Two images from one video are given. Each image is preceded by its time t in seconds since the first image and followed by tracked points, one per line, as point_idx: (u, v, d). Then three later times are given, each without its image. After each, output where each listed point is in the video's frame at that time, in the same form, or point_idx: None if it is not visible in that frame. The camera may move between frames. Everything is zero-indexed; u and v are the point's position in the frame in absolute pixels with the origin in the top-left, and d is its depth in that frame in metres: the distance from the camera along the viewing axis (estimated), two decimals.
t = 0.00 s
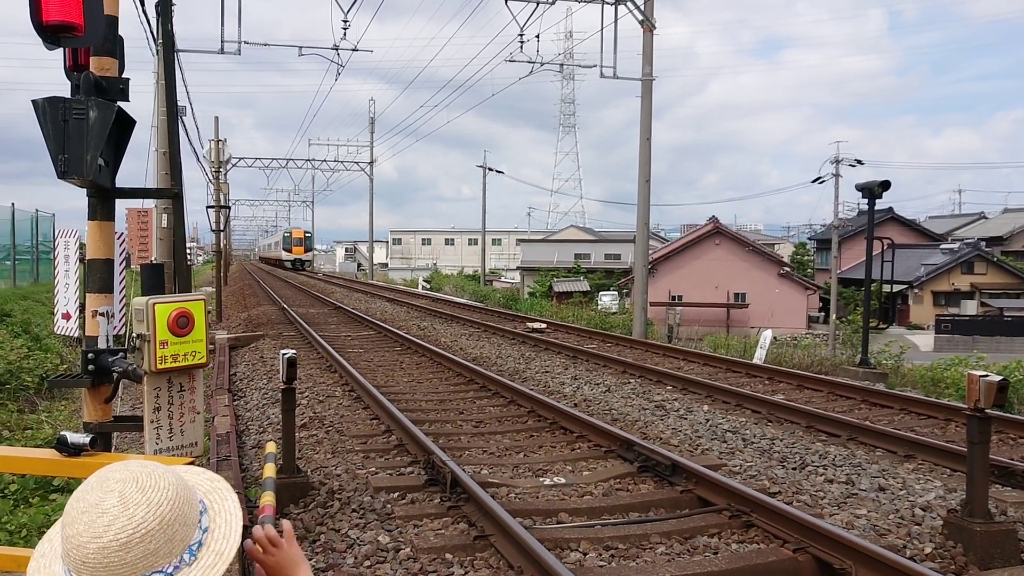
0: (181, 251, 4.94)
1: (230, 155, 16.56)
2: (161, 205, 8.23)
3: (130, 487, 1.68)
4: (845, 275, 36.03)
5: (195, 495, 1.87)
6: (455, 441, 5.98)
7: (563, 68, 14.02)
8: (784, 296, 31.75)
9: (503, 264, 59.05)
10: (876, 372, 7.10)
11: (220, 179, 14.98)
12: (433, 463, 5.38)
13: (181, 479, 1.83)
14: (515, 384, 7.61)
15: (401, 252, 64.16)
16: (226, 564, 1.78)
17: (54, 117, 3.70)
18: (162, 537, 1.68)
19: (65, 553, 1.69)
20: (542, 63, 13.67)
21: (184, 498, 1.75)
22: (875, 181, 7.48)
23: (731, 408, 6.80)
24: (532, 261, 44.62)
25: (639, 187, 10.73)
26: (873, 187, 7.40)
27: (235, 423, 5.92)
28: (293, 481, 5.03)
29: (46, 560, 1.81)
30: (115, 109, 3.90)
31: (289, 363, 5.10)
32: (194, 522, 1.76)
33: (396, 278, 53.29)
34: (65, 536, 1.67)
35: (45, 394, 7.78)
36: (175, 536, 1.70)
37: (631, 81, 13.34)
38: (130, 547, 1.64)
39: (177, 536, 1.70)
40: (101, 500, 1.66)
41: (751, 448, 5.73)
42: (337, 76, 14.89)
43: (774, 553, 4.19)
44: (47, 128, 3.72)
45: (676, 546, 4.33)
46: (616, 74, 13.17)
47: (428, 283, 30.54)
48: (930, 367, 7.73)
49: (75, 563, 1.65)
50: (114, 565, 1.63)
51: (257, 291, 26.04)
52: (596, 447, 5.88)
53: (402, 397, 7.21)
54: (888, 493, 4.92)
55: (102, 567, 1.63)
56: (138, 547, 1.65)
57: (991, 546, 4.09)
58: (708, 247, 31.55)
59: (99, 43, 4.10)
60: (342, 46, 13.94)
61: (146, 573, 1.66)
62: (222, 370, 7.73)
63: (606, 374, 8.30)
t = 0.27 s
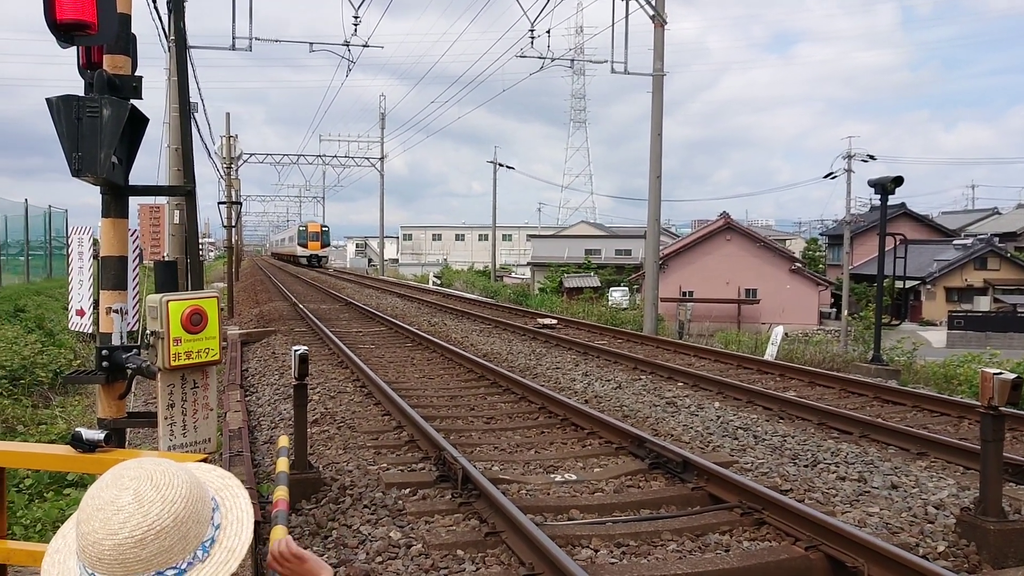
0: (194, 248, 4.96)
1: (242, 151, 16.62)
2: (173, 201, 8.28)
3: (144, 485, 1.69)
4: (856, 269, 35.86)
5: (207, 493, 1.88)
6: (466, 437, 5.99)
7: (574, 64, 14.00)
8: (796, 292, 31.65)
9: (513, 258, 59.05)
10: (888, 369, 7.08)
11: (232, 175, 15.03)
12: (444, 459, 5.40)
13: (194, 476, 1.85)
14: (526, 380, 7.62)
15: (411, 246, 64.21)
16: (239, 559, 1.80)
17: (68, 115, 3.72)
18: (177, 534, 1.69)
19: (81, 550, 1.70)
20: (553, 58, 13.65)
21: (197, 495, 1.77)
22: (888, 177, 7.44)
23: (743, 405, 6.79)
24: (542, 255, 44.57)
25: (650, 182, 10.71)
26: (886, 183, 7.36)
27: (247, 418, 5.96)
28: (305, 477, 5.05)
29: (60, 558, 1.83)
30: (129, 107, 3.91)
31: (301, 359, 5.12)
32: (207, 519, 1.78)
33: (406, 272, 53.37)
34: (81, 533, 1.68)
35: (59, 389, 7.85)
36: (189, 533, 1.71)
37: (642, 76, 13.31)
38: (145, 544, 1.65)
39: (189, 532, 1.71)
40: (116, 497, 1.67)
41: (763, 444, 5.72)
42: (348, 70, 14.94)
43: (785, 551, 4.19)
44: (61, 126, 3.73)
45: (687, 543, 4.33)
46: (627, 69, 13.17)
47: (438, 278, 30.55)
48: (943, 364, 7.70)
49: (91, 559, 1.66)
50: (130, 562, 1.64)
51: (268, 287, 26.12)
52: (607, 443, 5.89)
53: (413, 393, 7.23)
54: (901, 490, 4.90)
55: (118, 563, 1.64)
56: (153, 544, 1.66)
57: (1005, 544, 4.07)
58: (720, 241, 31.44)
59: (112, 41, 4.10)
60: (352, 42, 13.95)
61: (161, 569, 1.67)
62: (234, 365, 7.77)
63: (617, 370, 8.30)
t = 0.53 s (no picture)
0: (208, 246, 4.97)
1: (253, 150, 16.68)
2: (185, 199, 8.31)
3: (163, 476, 1.67)
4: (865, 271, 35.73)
5: (223, 487, 1.85)
6: (477, 436, 5.99)
7: (585, 63, 13.99)
8: (805, 293, 31.56)
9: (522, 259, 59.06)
10: (901, 370, 7.05)
11: (243, 174, 15.07)
12: (455, 458, 5.40)
13: (210, 469, 1.83)
14: (537, 380, 7.62)
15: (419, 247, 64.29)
16: (257, 551, 1.76)
17: (84, 112, 3.73)
18: (195, 525, 1.66)
19: (97, 544, 1.66)
20: (564, 58, 13.65)
21: (215, 487, 1.74)
22: (901, 177, 7.41)
23: (755, 405, 6.77)
24: (551, 256, 44.55)
25: (661, 182, 10.69)
26: (899, 183, 7.33)
27: (259, 416, 5.97)
28: (317, 475, 5.06)
29: (74, 552, 1.77)
30: (145, 104, 3.92)
31: (313, 357, 5.13)
32: (224, 512, 1.74)
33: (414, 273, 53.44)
34: (99, 527, 1.64)
35: (71, 386, 7.89)
36: (208, 524, 1.68)
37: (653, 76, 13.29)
38: (164, 535, 1.62)
39: (210, 524, 1.68)
40: (134, 488, 1.63)
41: (775, 445, 5.71)
42: (359, 70, 14.97)
43: (798, 551, 4.17)
44: (77, 122, 3.75)
45: (699, 543, 4.32)
46: (639, 68, 13.17)
47: (448, 278, 30.57)
48: (956, 366, 7.66)
49: (109, 552, 1.62)
50: (149, 554, 1.61)
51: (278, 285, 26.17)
52: (618, 443, 5.88)
53: (424, 392, 7.24)
54: (914, 492, 4.88)
55: (138, 555, 1.61)
56: (172, 536, 1.63)
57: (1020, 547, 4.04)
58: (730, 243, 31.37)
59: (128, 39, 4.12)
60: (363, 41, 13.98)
61: (180, 561, 1.64)
62: (245, 363, 7.79)
63: (628, 370, 8.29)
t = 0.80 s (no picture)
0: (218, 247, 4.99)
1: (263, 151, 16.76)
2: (196, 201, 8.36)
3: (172, 477, 1.68)
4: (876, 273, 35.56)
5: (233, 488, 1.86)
6: (486, 437, 6.00)
7: (595, 65, 13.99)
8: (815, 295, 31.43)
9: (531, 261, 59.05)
10: (911, 373, 7.01)
11: (253, 175, 15.13)
12: (464, 459, 5.40)
13: (220, 471, 1.84)
14: (545, 381, 7.62)
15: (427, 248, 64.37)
16: (266, 552, 1.76)
17: (95, 114, 3.75)
18: (204, 525, 1.67)
19: (108, 543, 1.67)
20: (574, 60, 13.65)
21: (224, 489, 1.75)
22: (912, 179, 7.38)
23: (764, 408, 6.75)
24: (560, 257, 44.53)
25: (671, 184, 10.67)
26: (910, 186, 7.29)
27: (268, 416, 5.99)
28: (325, 475, 5.07)
29: (85, 552, 1.78)
30: (156, 105, 3.94)
31: (322, 358, 5.14)
32: (233, 512, 1.76)
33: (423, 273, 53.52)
34: (109, 527, 1.65)
35: (82, 385, 7.94)
36: (216, 525, 1.69)
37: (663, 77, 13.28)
38: (173, 535, 1.63)
39: (218, 523, 1.69)
40: (143, 489, 1.64)
41: (784, 448, 5.69)
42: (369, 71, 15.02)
43: (807, 555, 4.15)
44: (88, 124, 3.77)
45: (708, 546, 4.30)
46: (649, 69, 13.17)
47: (456, 279, 30.61)
48: (968, 369, 7.61)
49: (119, 552, 1.63)
50: (158, 554, 1.62)
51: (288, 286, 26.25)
52: (627, 445, 5.87)
53: (432, 393, 7.25)
54: (924, 496, 4.85)
55: (148, 554, 1.62)
56: (182, 535, 1.64)
57: None
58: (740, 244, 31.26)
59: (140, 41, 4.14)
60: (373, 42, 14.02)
61: (189, 561, 1.65)
62: (254, 364, 7.82)
63: (637, 372, 8.27)
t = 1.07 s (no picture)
0: (225, 247, 5.01)
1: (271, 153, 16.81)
2: (203, 201, 8.40)
3: (176, 468, 1.70)
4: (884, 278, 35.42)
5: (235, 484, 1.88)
6: (491, 439, 5.99)
7: (602, 68, 14.00)
8: (823, 300, 31.32)
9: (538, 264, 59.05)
10: (918, 377, 6.98)
11: (260, 176, 15.18)
12: (468, 460, 5.40)
13: (222, 465, 1.85)
14: (551, 383, 7.61)
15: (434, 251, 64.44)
16: (264, 548, 1.78)
17: (103, 113, 3.77)
18: (205, 518, 1.69)
19: (110, 532, 1.70)
20: (581, 62, 13.65)
21: (226, 483, 1.76)
22: (920, 183, 7.35)
23: (770, 411, 6.72)
24: (567, 261, 44.50)
25: (677, 186, 10.66)
26: (917, 189, 7.27)
27: (274, 416, 6.00)
28: (330, 475, 5.07)
29: (88, 541, 1.81)
30: (163, 105, 3.96)
31: (328, 359, 5.15)
32: (234, 507, 1.77)
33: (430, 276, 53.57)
34: (112, 516, 1.67)
35: (89, 385, 7.97)
36: (217, 519, 1.71)
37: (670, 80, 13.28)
38: (174, 526, 1.65)
39: (219, 517, 1.71)
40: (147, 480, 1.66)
41: (790, 451, 5.66)
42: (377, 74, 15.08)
43: (813, 558, 4.13)
44: (97, 123, 3.79)
45: (713, 548, 4.29)
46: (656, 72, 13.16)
47: (463, 282, 30.63)
48: (975, 373, 7.57)
49: (121, 540, 1.65)
50: (159, 543, 1.64)
51: (295, 287, 26.31)
52: (632, 447, 5.86)
53: (438, 394, 7.25)
54: (931, 499, 4.81)
55: (149, 544, 1.64)
56: (183, 527, 1.65)
57: None
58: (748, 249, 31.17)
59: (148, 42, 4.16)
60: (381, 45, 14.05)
61: (188, 552, 1.67)
62: (261, 364, 7.85)
63: (642, 375, 8.26)
